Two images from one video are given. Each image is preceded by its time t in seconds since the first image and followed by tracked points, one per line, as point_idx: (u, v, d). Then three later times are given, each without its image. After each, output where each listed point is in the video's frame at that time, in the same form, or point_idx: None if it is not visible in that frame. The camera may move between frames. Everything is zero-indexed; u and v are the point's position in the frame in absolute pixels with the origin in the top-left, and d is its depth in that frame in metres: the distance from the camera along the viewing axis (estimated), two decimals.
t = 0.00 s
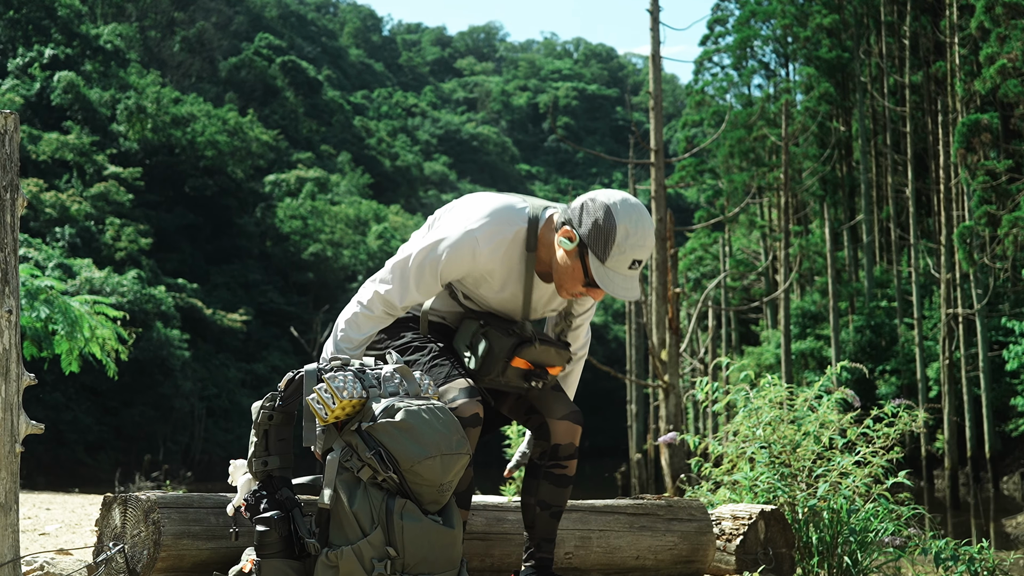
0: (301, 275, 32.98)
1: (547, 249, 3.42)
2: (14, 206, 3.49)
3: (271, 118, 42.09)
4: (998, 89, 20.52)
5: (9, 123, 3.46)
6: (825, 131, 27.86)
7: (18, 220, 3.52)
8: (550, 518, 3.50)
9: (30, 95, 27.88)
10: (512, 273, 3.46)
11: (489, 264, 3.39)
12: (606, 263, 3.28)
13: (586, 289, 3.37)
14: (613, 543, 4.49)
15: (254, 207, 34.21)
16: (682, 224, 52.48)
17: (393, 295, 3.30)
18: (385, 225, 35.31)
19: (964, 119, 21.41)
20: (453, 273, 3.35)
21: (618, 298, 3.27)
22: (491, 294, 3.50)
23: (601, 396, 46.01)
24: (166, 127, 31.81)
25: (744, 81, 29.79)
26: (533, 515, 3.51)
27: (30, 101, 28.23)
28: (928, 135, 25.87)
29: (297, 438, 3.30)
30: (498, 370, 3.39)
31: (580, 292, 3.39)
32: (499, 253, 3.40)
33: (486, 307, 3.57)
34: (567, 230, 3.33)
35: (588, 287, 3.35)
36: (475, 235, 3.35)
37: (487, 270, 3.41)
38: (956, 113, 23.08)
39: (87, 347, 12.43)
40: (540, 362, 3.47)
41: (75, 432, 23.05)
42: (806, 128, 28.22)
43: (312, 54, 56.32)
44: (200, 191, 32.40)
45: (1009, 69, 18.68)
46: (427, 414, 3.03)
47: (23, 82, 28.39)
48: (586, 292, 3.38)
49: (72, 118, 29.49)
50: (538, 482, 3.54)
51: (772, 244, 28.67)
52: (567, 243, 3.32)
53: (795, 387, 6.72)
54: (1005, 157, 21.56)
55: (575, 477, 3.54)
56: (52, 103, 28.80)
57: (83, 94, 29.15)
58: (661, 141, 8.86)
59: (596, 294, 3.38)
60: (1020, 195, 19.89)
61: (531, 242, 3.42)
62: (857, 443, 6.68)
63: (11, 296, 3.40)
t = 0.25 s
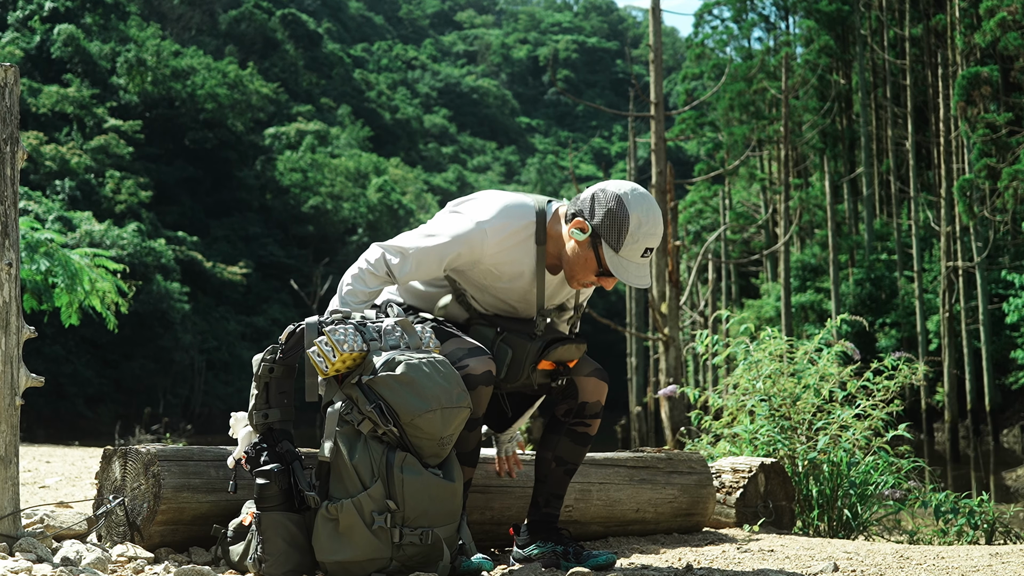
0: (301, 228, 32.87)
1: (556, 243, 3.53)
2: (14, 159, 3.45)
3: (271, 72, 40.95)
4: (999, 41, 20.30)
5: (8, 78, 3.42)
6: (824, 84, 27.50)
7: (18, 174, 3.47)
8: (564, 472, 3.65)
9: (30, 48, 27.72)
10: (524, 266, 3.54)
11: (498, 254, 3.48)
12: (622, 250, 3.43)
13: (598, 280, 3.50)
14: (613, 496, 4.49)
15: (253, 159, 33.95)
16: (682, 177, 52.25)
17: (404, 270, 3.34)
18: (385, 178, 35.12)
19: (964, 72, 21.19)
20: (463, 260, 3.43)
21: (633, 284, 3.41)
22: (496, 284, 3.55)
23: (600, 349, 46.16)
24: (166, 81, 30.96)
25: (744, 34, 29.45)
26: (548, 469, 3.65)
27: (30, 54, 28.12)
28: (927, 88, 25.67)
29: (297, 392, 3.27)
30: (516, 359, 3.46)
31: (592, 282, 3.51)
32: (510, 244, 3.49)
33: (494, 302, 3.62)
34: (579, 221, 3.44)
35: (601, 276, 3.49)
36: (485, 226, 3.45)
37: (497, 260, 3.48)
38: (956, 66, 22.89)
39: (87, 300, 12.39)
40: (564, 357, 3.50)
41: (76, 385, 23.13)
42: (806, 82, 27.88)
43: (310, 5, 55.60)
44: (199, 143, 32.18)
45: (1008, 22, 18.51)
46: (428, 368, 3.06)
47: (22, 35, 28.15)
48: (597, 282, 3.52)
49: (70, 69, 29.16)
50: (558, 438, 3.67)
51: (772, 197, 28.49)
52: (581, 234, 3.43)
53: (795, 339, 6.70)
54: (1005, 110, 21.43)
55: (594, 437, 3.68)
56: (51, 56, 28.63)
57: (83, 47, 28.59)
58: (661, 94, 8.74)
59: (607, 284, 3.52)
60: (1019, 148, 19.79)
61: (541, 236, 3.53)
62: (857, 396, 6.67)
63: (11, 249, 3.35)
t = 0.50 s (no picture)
0: (300, 182, 32.70)
1: (548, 215, 3.51)
2: (14, 114, 3.37)
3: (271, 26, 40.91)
4: None
5: (8, 33, 3.33)
6: (824, 37, 26.78)
7: (18, 129, 3.39)
8: (567, 426, 3.63)
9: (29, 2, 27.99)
10: (517, 240, 3.55)
11: (492, 228, 3.51)
12: (615, 216, 3.43)
13: (592, 248, 3.48)
14: (614, 450, 4.48)
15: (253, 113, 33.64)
16: (682, 130, 51.90)
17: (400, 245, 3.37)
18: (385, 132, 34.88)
19: (965, 26, 20.81)
20: (456, 234, 3.47)
21: (628, 248, 3.43)
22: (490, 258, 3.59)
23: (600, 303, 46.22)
24: (166, 35, 30.88)
25: None
26: (549, 422, 3.63)
27: (30, 9, 28.37)
28: (927, 43, 25.39)
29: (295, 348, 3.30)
30: (511, 332, 3.49)
31: (586, 252, 3.49)
32: (504, 219, 3.52)
33: (485, 277, 3.65)
34: (571, 192, 3.43)
35: (595, 244, 3.47)
36: (482, 200, 3.50)
37: (491, 237, 3.53)
38: (958, 20, 22.63)
39: (87, 254, 12.35)
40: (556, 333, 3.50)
41: (75, 338, 23.13)
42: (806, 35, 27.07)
43: None
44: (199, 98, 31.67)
45: None
46: (424, 319, 3.08)
47: None
48: (592, 251, 3.49)
49: (72, 24, 29.12)
50: (562, 391, 3.64)
51: (772, 151, 28.27)
52: (575, 203, 3.42)
53: (795, 293, 6.64)
54: (1005, 64, 21.22)
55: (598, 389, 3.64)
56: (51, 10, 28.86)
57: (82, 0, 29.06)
58: (661, 47, 8.60)
59: (603, 252, 3.50)
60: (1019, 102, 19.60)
61: (532, 211, 3.54)
62: (857, 349, 6.64)
63: (11, 203, 3.28)
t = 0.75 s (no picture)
0: (300, 138, 32.50)
1: (524, 161, 3.58)
2: (15, 69, 3.32)
3: None
4: None
5: None
6: None
7: (19, 84, 3.34)
8: (564, 378, 3.63)
9: None
10: (497, 191, 3.59)
11: (474, 184, 3.55)
12: (587, 150, 3.46)
13: (568, 187, 3.53)
14: (614, 406, 4.49)
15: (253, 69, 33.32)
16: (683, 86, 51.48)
17: (387, 212, 3.37)
18: (385, 88, 34.62)
19: None
20: (439, 194, 3.49)
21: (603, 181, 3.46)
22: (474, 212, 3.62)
23: (600, 260, 46.21)
24: None
25: None
26: (547, 375, 3.63)
27: None
28: None
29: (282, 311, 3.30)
30: (493, 284, 3.45)
31: (563, 192, 3.54)
32: (482, 173, 3.56)
33: (468, 235, 3.67)
34: (543, 131, 3.51)
35: (571, 182, 3.51)
36: (462, 158, 3.53)
37: (475, 195, 3.57)
38: None
39: (87, 210, 12.31)
40: (537, 274, 3.44)
41: (75, 295, 23.13)
42: None
43: None
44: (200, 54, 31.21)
45: None
46: (405, 267, 3.11)
47: None
48: (568, 190, 3.54)
49: None
50: (558, 344, 3.64)
51: (772, 107, 28.04)
52: (548, 142, 3.50)
53: (795, 249, 6.59)
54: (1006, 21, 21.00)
55: (593, 342, 3.66)
56: None
57: None
58: (661, 3, 8.49)
59: (580, 190, 3.54)
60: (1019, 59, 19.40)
61: (507, 161, 3.60)
62: (857, 305, 6.61)
63: (11, 158, 3.24)
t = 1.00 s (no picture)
0: (300, 113, 32.36)
1: (477, 106, 3.64)
2: (15, 45, 3.28)
3: None
4: None
5: None
6: None
7: (19, 60, 3.31)
8: (564, 351, 3.60)
9: None
10: (458, 145, 3.65)
11: (439, 142, 3.61)
12: (528, 79, 3.47)
13: (520, 121, 3.57)
14: (614, 382, 4.48)
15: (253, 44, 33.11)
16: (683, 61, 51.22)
17: (363, 183, 3.44)
18: (385, 63, 34.44)
19: None
20: (407, 156, 3.55)
21: (551, 107, 3.48)
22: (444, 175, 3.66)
23: (599, 236, 46.19)
24: None
25: None
26: (547, 349, 3.60)
27: None
28: None
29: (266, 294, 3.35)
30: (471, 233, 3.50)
31: (518, 127, 3.57)
32: (443, 130, 3.61)
33: (445, 197, 3.70)
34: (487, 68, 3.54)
35: (521, 115, 3.55)
36: (422, 118, 3.58)
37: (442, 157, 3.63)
38: None
39: (87, 185, 12.26)
40: (513, 216, 3.50)
41: (75, 270, 23.10)
42: None
43: None
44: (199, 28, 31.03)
45: None
46: (381, 237, 3.16)
47: None
48: (522, 124, 3.58)
49: None
50: (556, 317, 3.61)
51: (772, 82, 27.89)
52: (492, 79, 3.53)
53: (796, 225, 6.56)
54: None
55: (592, 315, 3.64)
56: None
57: None
58: None
59: (533, 123, 3.57)
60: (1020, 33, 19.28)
61: (463, 113, 3.65)
62: (857, 281, 6.60)
63: (11, 133, 3.21)
